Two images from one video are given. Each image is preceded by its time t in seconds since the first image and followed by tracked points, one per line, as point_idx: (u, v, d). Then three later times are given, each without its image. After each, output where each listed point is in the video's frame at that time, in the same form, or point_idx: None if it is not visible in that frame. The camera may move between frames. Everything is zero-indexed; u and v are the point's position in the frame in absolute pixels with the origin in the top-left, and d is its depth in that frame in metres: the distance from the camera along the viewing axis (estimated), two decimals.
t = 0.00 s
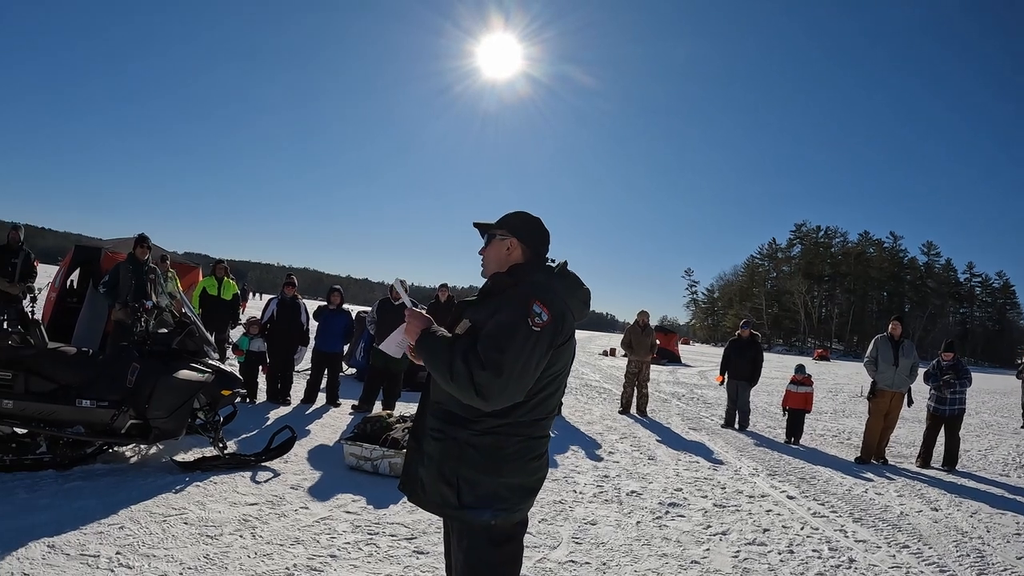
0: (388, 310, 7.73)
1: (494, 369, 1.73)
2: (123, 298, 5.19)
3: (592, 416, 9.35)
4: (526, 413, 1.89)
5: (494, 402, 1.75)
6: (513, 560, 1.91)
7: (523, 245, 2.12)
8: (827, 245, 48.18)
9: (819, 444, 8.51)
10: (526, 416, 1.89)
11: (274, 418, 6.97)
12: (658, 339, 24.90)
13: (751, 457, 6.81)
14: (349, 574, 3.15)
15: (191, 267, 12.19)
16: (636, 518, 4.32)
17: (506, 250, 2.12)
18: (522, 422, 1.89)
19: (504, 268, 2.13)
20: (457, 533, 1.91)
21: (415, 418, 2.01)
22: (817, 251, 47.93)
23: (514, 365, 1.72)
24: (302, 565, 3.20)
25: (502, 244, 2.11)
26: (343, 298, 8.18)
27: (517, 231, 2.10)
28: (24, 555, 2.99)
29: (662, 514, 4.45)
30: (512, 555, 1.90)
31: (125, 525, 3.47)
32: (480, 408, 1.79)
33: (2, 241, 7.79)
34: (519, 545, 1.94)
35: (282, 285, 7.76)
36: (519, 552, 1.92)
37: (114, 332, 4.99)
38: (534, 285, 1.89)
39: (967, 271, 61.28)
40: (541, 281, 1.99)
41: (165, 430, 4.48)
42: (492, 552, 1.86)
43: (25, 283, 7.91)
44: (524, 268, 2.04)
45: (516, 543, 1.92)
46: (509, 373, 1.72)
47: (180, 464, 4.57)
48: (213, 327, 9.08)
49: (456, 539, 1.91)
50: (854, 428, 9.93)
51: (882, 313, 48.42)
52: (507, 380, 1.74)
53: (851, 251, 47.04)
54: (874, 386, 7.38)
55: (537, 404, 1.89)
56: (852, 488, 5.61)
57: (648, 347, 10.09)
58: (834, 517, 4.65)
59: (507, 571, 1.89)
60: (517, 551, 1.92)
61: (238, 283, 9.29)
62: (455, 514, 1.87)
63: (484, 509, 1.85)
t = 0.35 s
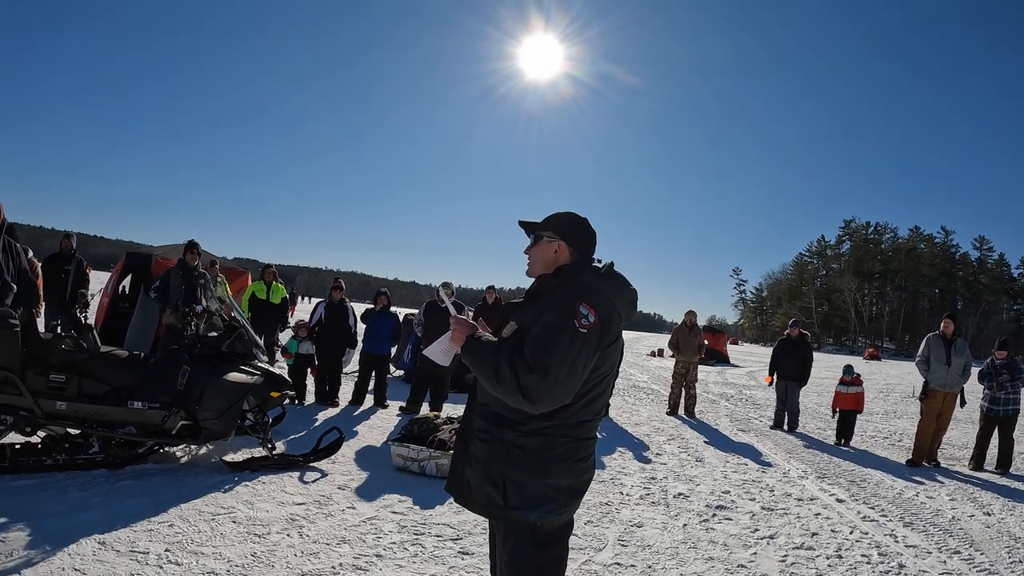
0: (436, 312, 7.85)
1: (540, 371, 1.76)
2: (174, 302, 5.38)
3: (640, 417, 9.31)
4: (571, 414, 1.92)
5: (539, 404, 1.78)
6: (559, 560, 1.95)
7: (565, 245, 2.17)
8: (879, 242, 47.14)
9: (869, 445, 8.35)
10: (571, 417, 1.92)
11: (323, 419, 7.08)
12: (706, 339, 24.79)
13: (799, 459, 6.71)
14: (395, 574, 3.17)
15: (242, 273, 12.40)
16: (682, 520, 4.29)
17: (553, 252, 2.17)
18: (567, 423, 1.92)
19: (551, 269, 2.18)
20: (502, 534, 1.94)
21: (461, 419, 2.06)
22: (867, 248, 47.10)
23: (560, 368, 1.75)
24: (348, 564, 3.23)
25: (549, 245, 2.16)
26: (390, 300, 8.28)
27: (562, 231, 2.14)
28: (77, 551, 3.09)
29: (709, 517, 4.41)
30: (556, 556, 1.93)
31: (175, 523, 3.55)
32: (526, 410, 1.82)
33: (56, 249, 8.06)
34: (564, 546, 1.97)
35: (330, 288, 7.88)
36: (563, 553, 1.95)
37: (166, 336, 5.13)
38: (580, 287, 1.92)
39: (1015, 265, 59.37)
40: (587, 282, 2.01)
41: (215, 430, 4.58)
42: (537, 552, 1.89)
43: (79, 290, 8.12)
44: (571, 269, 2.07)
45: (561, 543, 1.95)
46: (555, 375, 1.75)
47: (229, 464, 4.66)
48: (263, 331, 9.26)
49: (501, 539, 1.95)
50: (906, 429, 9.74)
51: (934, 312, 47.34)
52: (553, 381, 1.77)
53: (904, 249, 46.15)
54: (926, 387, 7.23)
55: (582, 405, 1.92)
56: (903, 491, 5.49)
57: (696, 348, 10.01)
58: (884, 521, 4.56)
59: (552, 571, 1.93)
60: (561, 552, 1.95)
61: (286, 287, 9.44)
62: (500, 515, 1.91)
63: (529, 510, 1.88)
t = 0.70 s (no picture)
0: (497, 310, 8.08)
1: (600, 368, 1.83)
2: (237, 305, 5.60)
3: (702, 415, 9.28)
4: (632, 413, 1.97)
5: (599, 401, 1.85)
6: (618, 559, 2.01)
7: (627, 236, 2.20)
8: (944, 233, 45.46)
9: (937, 443, 8.12)
10: (632, 416, 1.97)
11: (384, 417, 7.19)
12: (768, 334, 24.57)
13: (864, 458, 6.58)
14: (454, 571, 3.21)
15: (303, 274, 12.70)
16: (743, 520, 4.26)
17: (614, 247, 2.22)
18: (628, 421, 1.98)
19: (612, 265, 2.23)
20: (562, 532, 2.02)
21: (524, 418, 2.14)
22: (929, 237, 45.32)
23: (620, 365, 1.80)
24: (408, 561, 3.28)
25: (610, 240, 2.21)
26: (450, 300, 8.41)
27: (622, 227, 2.20)
28: (142, 545, 3.20)
29: (771, 517, 4.36)
30: (615, 555, 2.00)
31: (239, 519, 3.65)
32: (587, 407, 1.89)
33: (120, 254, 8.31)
34: (623, 546, 2.03)
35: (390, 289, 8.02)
36: (623, 551, 2.02)
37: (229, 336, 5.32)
38: (641, 282, 1.96)
39: None
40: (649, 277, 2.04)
41: (277, 429, 4.72)
42: (596, 551, 1.97)
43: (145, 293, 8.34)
44: (633, 265, 2.11)
45: (620, 542, 2.02)
46: (614, 373, 1.81)
47: (292, 462, 4.76)
48: (325, 331, 9.45)
49: (562, 537, 2.03)
50: (977, 426, 9.45)
51: (1000, 305, 45.93)
52: (613, 379, 1.83)
53: (966, 237, 44.41)
54: (994, 382, 7.01)
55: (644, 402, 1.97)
56: (970, 492, 5.32)
57: (758, 344, 9.92)
58: (951, 522, 4.43)
59: (613, 570, 1.99)
60: (621, 550, 2.01)
61: (347, 288, 9.63)
62: (561, 513, 1.99)
63: (589, 509, 1.95)
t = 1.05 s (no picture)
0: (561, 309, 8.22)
1: (635, 367, 1.80)
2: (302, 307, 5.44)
3: (770, 413, 9.13)
4: (679, 413, 1.92)
5: (637, 401, 1.82)
6: (666, 564, 1.98)
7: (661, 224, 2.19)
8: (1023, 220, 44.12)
9: (1017, 442, 7.79)
10: (678, 416, 1.92)
11: (448, 418, 7.28)
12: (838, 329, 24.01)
13: (937, 458, 6.35)
14: (511, 572, 3.22)
15: (368, 277, 12.99)
16: (808, 523, 4.15)
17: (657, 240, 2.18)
18: (675, 421, 1.93)
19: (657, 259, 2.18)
20: (609, 534, 2.01)
21: (573, 419, 2.14)
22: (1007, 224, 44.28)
23: (655, 364, 1.76)
24: (464, 561, 3.30)
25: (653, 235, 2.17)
26: (513, 300, 8.49)
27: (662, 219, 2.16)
28: (203, 541, 3.29)
29: (838, 519, 4.25)
30: (661, 559, 1.97)
31: (299, 517, 3.72)
32: (627, 408, 1.87)
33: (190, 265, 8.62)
34: (671, 551, 2.00)
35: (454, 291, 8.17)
36: (671, 556, 1.98)
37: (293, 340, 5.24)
38: (682, 277, 1.91)
39: None
40: (694, 270, 1.98)
41: (340, 430, 4.78)
42: (641, 556, 1.94)
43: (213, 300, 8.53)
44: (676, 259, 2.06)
45: (668, 547, 1.98)
46: (649, 371, 1.77)
47: (354, 462, 4.82)
48: (389, 333, 9.64)
49: (608, 539, 2.01)
50: None
51: None
52: (649, 378, 1.79)
53: None
54: None
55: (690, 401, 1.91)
56: None
57: (827, 339, 9.75)
58: None
59: None
60: (668, 555, 1.98)
61: (411, 291, 9.76)
62: (606, 515, 1.98)
63: (633, 513, 1.93)
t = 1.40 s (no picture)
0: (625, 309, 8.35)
1: (656, 361, 1.82)
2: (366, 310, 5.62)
3: (841, 413, 8.83)
4: (711, 408, 1.89)
5: (660, 396, 1.84)
6: (701, 566, 1.96)
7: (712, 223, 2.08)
8: None
9: None
10: (711, 412, 1.89)
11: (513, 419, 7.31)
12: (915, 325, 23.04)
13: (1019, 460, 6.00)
14: (562, 573, 3.20)
15: (434, 282, 13.23)
16: (874, 528, 3.99)
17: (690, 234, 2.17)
18: (708, 417, 1.90)
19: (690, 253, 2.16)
20: (643, 533, 2.02)
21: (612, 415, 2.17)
22: None
23: (675, 358, 1.78)
24: (515, 561, 3.30)
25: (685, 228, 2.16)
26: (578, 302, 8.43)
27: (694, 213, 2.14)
28: (262, 535, 3.39)
29: (906, 524, 4.06)
30: (695, 561, 1.95)
31: (356, 514, 3.80)
32: (653, 403, 1.89)
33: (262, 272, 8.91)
34: (707, 553, 1.96)
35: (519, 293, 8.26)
36: (706, 559, 1.95)
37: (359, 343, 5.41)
38: (708, 269, 1.90)
39: None
40: (726, 261, 1.96)
41: (401, 430, 4.87)
42: (673, 556, 1.93)
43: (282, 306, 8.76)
44: (708, 249, 2.04)
45: (702, 549, 1.95)
46: (669, 365, 1.79)
47: (415, 462, 4.90)
48: (456, 336, 9.77)
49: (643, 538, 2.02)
50: None
51: None
52: (670, 372, 1.81)
53: None
54: None
55: (722, 396, 1.88)
56: None
57: (902, 334, 9.42)
58: None
59: None
60: (703, 557, 1.95)
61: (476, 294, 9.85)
62: (639, 514, 2.00)
63: (664, 512, 1.93)
